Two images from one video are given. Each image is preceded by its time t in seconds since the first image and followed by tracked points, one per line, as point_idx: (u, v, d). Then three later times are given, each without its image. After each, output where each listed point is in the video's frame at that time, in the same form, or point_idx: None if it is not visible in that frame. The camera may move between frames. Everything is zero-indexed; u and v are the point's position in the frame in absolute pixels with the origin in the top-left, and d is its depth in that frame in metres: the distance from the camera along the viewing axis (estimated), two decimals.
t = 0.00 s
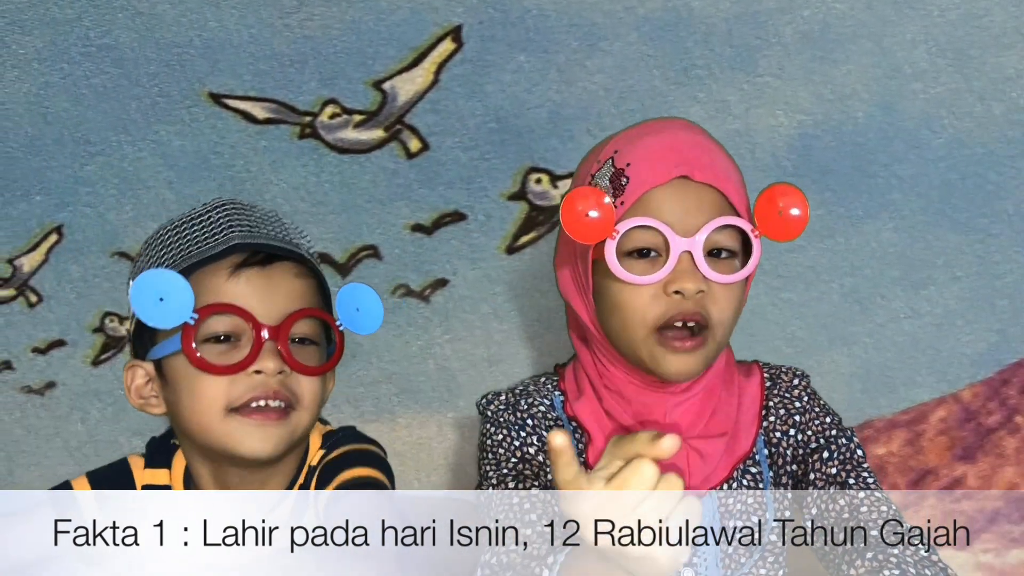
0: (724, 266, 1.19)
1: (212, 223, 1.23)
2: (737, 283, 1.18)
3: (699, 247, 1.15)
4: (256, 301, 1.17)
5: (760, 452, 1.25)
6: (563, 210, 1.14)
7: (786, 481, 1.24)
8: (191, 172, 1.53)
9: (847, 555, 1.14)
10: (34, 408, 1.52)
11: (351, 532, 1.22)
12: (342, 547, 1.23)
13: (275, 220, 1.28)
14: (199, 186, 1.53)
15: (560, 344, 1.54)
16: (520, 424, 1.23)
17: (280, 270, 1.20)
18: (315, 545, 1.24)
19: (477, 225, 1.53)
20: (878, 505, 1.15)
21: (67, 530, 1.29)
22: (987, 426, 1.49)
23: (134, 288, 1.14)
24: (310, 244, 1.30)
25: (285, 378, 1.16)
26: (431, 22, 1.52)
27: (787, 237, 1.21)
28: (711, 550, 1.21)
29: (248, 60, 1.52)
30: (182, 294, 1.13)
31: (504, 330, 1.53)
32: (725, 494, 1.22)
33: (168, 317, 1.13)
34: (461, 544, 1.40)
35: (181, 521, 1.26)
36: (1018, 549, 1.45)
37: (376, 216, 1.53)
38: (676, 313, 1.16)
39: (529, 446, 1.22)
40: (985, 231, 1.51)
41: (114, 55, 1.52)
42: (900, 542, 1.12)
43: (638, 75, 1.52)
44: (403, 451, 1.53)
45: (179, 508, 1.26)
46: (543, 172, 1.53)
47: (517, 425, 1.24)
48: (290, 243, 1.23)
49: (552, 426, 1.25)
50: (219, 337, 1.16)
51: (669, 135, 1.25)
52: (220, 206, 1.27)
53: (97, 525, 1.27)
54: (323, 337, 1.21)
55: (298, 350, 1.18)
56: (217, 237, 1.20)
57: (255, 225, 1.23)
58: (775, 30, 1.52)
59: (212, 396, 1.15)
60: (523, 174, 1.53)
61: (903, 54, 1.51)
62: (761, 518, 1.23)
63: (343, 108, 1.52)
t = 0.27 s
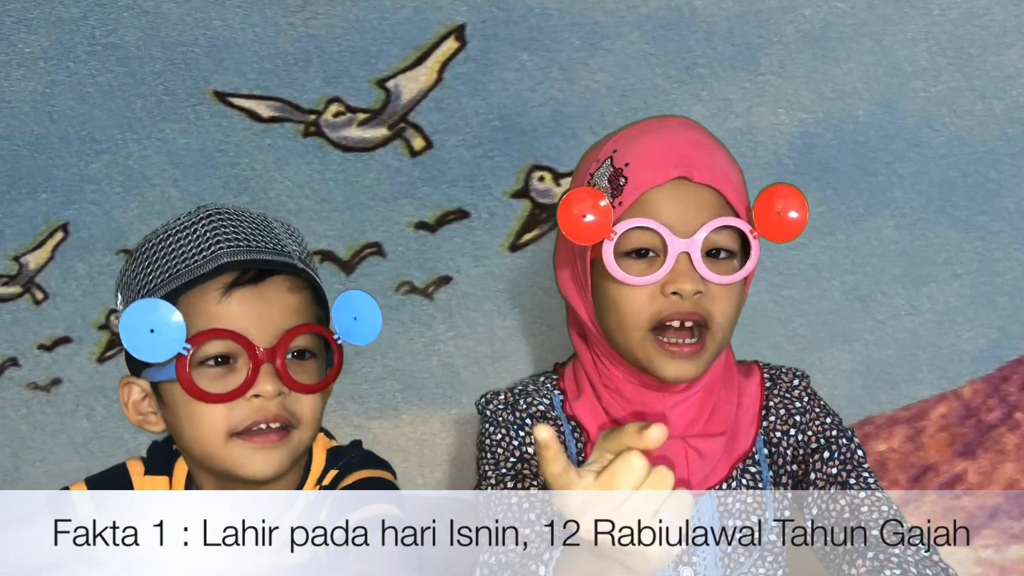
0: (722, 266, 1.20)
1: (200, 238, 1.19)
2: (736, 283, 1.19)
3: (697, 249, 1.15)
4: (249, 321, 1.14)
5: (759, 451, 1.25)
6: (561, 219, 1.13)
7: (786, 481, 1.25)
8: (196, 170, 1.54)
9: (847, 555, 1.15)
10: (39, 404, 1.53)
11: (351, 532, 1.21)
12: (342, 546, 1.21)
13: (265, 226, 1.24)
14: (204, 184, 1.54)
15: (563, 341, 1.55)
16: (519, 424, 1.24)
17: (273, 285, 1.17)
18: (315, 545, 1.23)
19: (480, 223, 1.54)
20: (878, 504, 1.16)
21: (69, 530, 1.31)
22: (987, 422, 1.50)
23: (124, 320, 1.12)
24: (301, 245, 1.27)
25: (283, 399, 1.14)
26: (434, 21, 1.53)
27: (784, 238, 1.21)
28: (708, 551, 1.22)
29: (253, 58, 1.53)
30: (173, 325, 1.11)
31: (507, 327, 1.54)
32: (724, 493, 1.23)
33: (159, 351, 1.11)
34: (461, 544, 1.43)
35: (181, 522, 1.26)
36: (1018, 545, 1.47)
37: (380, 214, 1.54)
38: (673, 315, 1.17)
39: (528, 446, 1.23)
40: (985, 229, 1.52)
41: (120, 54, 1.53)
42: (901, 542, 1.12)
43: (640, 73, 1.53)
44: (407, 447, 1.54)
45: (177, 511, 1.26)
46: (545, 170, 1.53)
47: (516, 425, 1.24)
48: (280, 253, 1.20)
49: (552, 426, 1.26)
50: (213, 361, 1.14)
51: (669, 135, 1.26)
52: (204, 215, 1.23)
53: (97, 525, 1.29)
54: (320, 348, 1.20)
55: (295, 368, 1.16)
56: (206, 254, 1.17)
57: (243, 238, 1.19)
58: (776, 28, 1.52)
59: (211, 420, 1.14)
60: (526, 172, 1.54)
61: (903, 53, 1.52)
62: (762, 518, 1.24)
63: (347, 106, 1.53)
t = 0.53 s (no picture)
0: (723, 261, 1.21)
1: (210, 246, 1.18)
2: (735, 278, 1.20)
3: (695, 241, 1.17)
4: (265, 330, 1.15)
5: (760, 455, 1.26)
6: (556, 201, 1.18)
7: (787, 484, 1.26)
8: (201, 168, 1.55)
9: (851, 557, 1.17)
10: (45, 401, 1.54)
11: (351, 532, 1.23)
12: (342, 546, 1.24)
13: (275, 226, 1.24)
14: (209, 182, 1.55)
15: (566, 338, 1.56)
16: (518, 424, 1.25)
17: (287, 292, 1.18)
18: (315, 545, 1.25)
19: (483, 220, 1.55)
20: (882, 507, 1.17)
21: (68, 530, 1.34)
22: (987, 418, 1.52)
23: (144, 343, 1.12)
24: (310, 243, 1.27)
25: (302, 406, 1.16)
26: (438, 20, 1.53)
27: (783, 231, 1.23)
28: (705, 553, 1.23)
29: (257, 57, 1.54)
30: (194, 346, 1.12)
31: (510, 324, 1.55)
32: (724, 497, 1.24)
33: (176, 371, 1.12)
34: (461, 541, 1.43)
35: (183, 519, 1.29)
36: (1018, 540, 1.49)
37: (384, 212, 1.55)
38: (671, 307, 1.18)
39: (525, 447, 1.25)
40: (985, 227, 1.53)
41: (125, 53, 1.54)
42: (903, 543, 1.15)
43: (642, 71, 1.54)
44: (410, 444, 1.55)
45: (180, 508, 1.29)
46: (548, 168, 1.55)
47: (514, 425, 1.25)
48: (292, 258, 1.19)
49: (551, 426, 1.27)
50: (232, 371, 1.15)
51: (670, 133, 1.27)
52: (214, 218, 1.22)
53: (97, 525, 1.31)
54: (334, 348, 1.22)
55: (313, 374, 1.18)
56: (218, 263, 1.16)
57: (254, 245, 1.18)
58: (778, 27, 1.53)
59: (232, 430, 1.16)
60: (529, 170, 1.55)
61: (904, 51, 1.52)
62: (762, 521, 1.25)
63: (351, 104, 1.54)
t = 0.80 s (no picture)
0: (720, 265, 1.21)
1: (231, 224, 1.21)
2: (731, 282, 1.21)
3: (693, 248, 1.17)
4: (278, 308, 1.16)
5: (757, 450, 1.26)
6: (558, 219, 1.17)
7: (784, 481, 1.26)
8: (206, 166, 1.55)
9: (846, 554, 1.19)
10: (51, 398, 1.55)
11: (351, 532, 1.21)
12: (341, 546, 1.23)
13: (294, 211, 1.27)
14: (214, 180, 1.55)
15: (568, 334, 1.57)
16: (513, 422, 1.28)
17: (304, 272, 1.19)
18: (315, 545, 1.25)
19: (487, 218, 1.56)
20: (877, 505, 1.18)
21: (71, 531, 1.40)
22: (987, 415, 1.53)
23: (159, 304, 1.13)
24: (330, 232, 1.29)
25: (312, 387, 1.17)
26: (442, 19, 1.54)
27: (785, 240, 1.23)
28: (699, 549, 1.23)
29: (262, 55, 1.55)
30: (206, 311, 1.13)
31: (513, 321, 1.56)
32: (721, 489, 1.24)
33: (188, 336, 1.14)
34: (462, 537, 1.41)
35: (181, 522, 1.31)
36: (1018, 536, 1.51)
37: (388, 210, 1.55)
38: (669, 313, 1.19)
39: (522, 441, 1.26)
40: (985, 224, 1.54)
41: (131, 51, 1.55)
42: (900, 542, 1.16)
43: (645, 70, 1.55)
44: (414, 440, 1.56)
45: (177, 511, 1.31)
46: (551, 166, 1.55)
47: (511, 420, 1.28)
48: (310, 241, 1.22)
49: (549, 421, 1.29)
50: (243, 347, 1.16)
51: (669, 133, 1.28)
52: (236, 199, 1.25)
53: (97, 525, 1.36)
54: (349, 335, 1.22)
55: (324, 356, 1.18)
56: (238, 240, 1.19)
57: (275, 225, 1.21)
58: (779, 26, 1.54)
59: (240, 407, 1.17)
60: (532, 168, 1.56)
61: (905, 50, 1.53)
62: (762, 519, 1.24)
63: (355, 103, 1.55)
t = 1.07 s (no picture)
0: (699, 269, 1.20)
1: (252, 218, 1.21)
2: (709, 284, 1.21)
3: (667, 252, 1.18)
4: (294, 301, 1.17)
5: (761, 450, 1.28)
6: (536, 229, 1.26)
7: (788, 481, 1.27)
8: (210, 164, 1.56)
9: (848, 554, 1.18)
10: (57, 394, 1.56)
11: (351, 532, 1.20)
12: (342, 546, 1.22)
13: (318, 206, 1.26)
14: (219, 178, 1.56)
15: (571, 332, 1.58)
16: (519, 414, 1.27)
17: (323, 267, 1.19)
18: (315, 545, 1.24)
19: (490, 216, 1.57)
20: (880, 505, 1.18)
21: (70, 530, 1.40)
22: (988, 411, 1.53)
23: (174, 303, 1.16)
24: (354, 227, 1.29)
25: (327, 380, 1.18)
26: (445, 18, 1.55)
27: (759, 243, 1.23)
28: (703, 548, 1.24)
29: (267, 54, 1.56)
30: (219, 308, 1.15)
31: (516, 318, 1.57)
32: (725, 488, 1.25)
33: (206, 330, 1.15)
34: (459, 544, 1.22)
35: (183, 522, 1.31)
36: (1018, 532, 1.51)
37: (392, 207, 1.57)
38: (643, 317, 1.20)
39: (525, 436, 1.26)
40: (986, 222, 1.55)
41: (136, 50, 1.56)
42: (901, 542, 1.14)
43: (647, 68, 1.56)
44: (418, 436, 1.57)
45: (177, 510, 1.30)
46: (554, 164, 1.56)
47: (515, 414, 1.27)
48: (330, 236, 1.22)
49: (554, 415, 1.30)
50: (261, 341, 1.17)
51: (649, 136, 1.29)
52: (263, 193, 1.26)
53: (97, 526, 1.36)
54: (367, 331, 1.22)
55: (341, 350, 1.19)
56: (258, 234, 1.19)
57: (296, 219, 1.21)
58: (781, 25, 1.55)
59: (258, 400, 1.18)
60: (535, 166, 1.56)
61: (906, 49, 1.54)
62: (762, 518, 1.25)
63: (359, 101, 1.56)
